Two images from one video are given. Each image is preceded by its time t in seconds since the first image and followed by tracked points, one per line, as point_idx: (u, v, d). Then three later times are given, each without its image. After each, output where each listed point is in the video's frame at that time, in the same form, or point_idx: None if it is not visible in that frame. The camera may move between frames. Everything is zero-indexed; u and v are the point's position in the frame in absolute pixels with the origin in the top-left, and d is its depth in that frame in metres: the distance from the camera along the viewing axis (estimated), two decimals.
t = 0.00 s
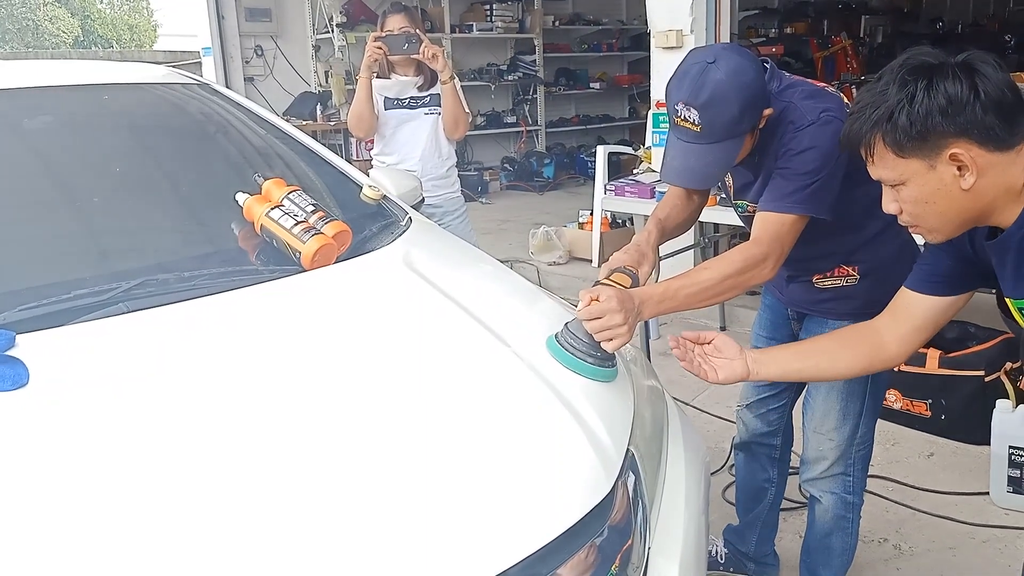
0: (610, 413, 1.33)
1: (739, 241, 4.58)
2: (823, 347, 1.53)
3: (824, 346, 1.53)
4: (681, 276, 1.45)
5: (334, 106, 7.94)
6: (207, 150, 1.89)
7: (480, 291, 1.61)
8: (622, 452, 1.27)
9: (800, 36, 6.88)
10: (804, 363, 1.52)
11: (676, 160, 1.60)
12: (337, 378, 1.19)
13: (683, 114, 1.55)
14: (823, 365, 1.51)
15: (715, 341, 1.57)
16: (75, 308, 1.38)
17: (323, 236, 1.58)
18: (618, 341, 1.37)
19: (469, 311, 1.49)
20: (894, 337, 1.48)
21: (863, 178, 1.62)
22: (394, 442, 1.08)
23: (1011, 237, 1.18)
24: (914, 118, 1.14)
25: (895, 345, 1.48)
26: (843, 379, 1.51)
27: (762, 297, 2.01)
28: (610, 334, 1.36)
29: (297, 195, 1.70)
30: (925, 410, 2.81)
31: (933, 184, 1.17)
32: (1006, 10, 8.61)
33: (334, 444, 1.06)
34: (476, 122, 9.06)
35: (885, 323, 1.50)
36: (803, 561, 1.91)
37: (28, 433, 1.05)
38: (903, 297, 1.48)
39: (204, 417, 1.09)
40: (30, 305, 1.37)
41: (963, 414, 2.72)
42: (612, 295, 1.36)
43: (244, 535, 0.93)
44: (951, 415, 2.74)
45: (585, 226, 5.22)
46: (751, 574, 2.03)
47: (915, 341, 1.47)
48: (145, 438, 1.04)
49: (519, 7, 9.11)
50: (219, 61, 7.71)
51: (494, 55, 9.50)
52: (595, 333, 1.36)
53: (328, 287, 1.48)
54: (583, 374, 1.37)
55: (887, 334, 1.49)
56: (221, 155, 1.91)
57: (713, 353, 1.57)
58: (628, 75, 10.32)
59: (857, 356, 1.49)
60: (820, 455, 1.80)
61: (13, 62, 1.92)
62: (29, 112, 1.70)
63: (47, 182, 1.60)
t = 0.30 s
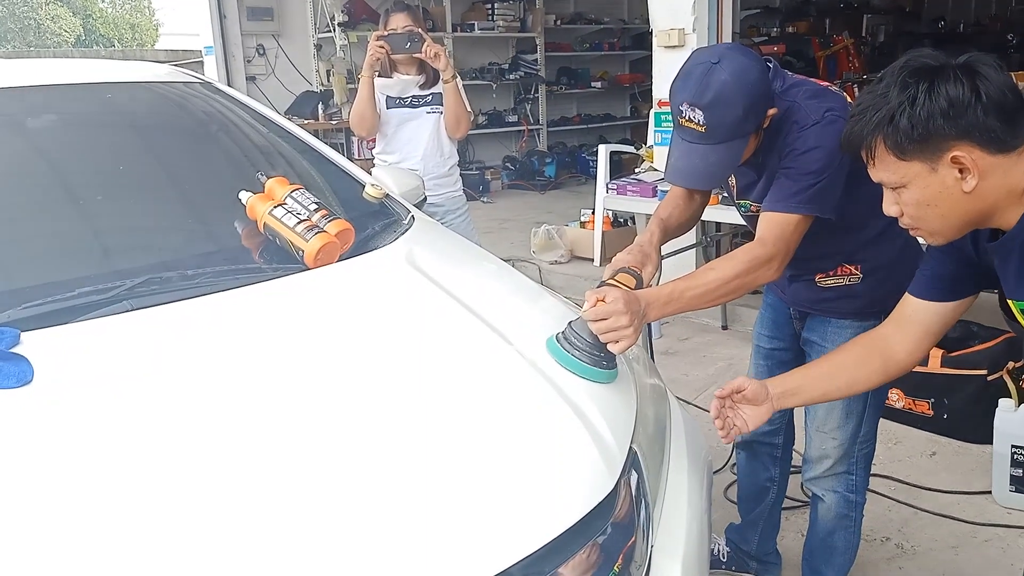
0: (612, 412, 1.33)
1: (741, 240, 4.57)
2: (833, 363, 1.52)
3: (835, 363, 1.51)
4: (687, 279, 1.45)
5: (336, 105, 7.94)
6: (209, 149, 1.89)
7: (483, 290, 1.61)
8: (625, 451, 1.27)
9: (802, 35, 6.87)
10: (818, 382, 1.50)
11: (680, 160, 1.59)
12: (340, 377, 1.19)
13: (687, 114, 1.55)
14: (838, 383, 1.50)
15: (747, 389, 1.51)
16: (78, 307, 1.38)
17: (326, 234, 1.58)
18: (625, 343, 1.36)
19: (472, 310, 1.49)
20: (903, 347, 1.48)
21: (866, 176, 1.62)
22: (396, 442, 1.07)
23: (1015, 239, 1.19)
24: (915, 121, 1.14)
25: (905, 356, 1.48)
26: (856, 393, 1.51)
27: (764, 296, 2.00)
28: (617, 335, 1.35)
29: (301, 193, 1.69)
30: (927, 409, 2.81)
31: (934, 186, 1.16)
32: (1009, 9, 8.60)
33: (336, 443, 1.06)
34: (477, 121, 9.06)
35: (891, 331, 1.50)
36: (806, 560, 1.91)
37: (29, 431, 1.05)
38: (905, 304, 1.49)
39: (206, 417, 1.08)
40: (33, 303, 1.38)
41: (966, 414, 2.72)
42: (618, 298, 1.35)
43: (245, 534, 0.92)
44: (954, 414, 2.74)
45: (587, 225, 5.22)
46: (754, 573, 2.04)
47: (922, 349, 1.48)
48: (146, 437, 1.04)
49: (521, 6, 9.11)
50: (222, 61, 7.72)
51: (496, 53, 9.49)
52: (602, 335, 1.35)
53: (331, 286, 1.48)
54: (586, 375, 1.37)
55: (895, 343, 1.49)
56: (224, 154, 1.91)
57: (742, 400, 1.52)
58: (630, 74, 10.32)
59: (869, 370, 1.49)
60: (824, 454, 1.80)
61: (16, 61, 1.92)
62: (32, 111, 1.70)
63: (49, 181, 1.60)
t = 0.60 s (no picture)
0: (614, 411, 1.33)
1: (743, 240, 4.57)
2: (840, 367, 1.52)
3: (842, 367, 1.52)
4: (688, 280, 1.45)
5: (338, 105, 7.94)
6: (211, 149, 1.89)
7: (485, 290, 1.61)
8: (627, 452, 1.27)
9: (805, 35, 6.86)
10: (825, 386, 1.50)
11: (682, 161, 1.59)
12: (340, 378, 1.19)
13: (690, 115, 1.55)
14: (845, 387, 1.50)
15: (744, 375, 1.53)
16: (80, 307, 1.38)
17: (328, 235, 1.58)
18: (627, 343, 1.36)
19: (474, 310, 1.49)
20: (912, 354, 1.48)
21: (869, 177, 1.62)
22: (397, 442, 1.07)
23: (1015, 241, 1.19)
24: (911, 125, 1.14)
25: (912, 361, 1.48)
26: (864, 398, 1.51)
27: (766, 297, 2.00)
28: (618, 336, 1.36)
29: (303, 193, 1.69)
30: (930, 410, 2.81)
31: (931, 190, 1.16)
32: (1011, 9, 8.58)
33: (336, 444, 1.06)
34: (479, 122, 9.07)
35: (898, 337, 1.50)
36: (808, 561, 1.91)
37: (29, 432, 1.05)
38: (912, 310, 1.49)
39: (206, 417, 1.09)
40: (35, 303, 1.38)
41: (968, 414, 2.71)
42: (620, 298, 1.36)
43: (245, 534, 0.92)
44: (956, 415, 2.74)
45: (589, 225, 5.22)
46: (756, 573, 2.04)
47: (930, 355, 1.47)
48: (149, 438, 1.04)
49: (523, 7, 9.11)
50: (224, 61, 7.72)
51: (498, 54, 9.49)
52: (604, 335, 1.35)
53: (333, 286, 1.48)
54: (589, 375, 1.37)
55: (903, 349, 1.49)
56: (226, 154, 1.91)
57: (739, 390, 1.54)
58: (632, 75, 10.32)
59: (875, 375, 1.49)
60: (825, 455, 1.80)
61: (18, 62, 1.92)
62: (35, 111, 1.70)
63: (51, 181, 1.60)
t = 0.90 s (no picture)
0: (613, 412, 1.33)
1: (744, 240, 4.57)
2: (847, 367, 1.53)
3: (849, 367, 1.52)
4: (688, 280, 1.45)
5: (339, 106, 7.95)
6: (212, 150, 1.89)
7: (485, 290, 1.61)
8: (627, 452, 1.27)
9: (805, 35, 6.86)
10: (831, 385, 1.51)
11: (681, 163, 1.59)
12: (341, 378, 1.19)
13: (689, 117, 1.55)
14: (851, 386, 1.50)
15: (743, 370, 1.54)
16: (81, 307, 1.39)
17: (329, 235, 1.58)
18: (626, 343, 1.36)
19: (474, 311, 1.49)
20: (917, 355, 1.48)
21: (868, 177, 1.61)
22: (396, 443, 1.07)
23: (1012, 241, 1.18)
24: (907, 124, 1.14)
25: (917, 363, 1.48)
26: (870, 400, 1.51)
27: (766, 297, 2.00)
28: (617, 337, 1.35)
29: (303, 194, 1.69)
30: (930, 410, 2.80)
31: (927, 189, 1.16)
32: (1012, 10, 8.57)
33: (336, 444, 1.06)
34: (480, 122, 9.07)
35: (904, 339, 1.50)
36: (808, 561, 1.91)
37: (29, 432, 1.05)
38: (917, 311, 1.49)
39: (206, 417, 1.09)
40: (35, 304, 1.38)
41: (969, 415, 2.71)
42: (619, 299, 1.36)
43: (241, 535, 0.92)
44: (957, 415, 2.74)
45: (590, 225, 5.22)
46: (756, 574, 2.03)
47: (934, 358, 1.47)
48: (149, 438, 1.04)
49: (524, 7, 9.12)
50: (225, 61, 7.73)
51: (499, 54, 9.50)
52: (603, 336, 1.35)
53: (333, 287, 1.48)
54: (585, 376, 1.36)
55: (908, 350, 1.49)
56: (226, 155, 1.91)
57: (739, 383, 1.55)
58: (632, 75, 10.32)
59: (881, 375, 1.49)
60: (826, 456, 1.80)
61: (19, 62, 1.92)
62: (36, 111, 1.70)
63: (52, 182, 1.61)
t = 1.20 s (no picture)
0: (612, 414, 1.33)
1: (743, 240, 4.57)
2: (847, 359, 1.54)
3: (848, 359, 1.54)
4: (688, 281, 1.45)
5: (339, 106, 7.95)
6: (212, 150, 1.90)
7: (485, 290, 1.61)
8: (626, 451, 1.28)
9: (805, 35, 6.86)
10: (829, 374, 1.53)
11: (680, 163, 1.59)
12: (339, 377, 1.19)
13: (687, 118, 1.55)
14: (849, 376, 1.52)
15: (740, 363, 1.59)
16: (80, 306, 1.39)
17: (328, 235, 1.58)
18: (626, 346, 1.36)
19: (473, 310, 1.49)
20: (916, 350, 1.48)
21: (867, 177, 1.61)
22: (395, 442, 1.07)
23: (1004, 238, 1.19)
24: (898, 120, 1.14)
25: (916, 358, 1.48)
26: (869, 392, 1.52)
27: (764, 297, 2.01)
28: (618, 338, 1.35)
29: (302, 193, 1.70)
30: (929, 410, 2.81)
31: (917, 186, 1.17)
32: (1012, 10, 8.57)
33: (336, 443, 1.06)
34: (480, 122, 9.07)
35: (903, 335, 1.50)
36: (806, 561, 1.91)
37: (29, 432, 1.05)
38: (916, 308, 1.48)
39: (204, 416, 1.09)
40: (36, 303, 1.38)
41: (968, 415, 2.72)
42: (619, 299, 1.36)
43: (240, 535, 0.93)
44: (956, 415, 2.74)
45: (590, 225, 5.22)
46: (755, 574, 2.03)
47: (934, 354, 1.47)
48: (149, 437, 1.05)
49: (524, 7, 9.12)
50: (225, 61, 7.74)
51: (499, 54, 9.50)
52: (603, 337, 1.35)
53: (330, 286, 1.48)
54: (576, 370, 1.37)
55: (906, 345, 1.49)
56: (226, 154, 1.91)
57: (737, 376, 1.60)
58: (632, 75, 10.32)
59: (879, 368, 1.50)
60: (823, 455, 1.80)
61: (18, 62, 1.92)
62: (36, 111, 1.70)
63: (52, 182, 1.61)
